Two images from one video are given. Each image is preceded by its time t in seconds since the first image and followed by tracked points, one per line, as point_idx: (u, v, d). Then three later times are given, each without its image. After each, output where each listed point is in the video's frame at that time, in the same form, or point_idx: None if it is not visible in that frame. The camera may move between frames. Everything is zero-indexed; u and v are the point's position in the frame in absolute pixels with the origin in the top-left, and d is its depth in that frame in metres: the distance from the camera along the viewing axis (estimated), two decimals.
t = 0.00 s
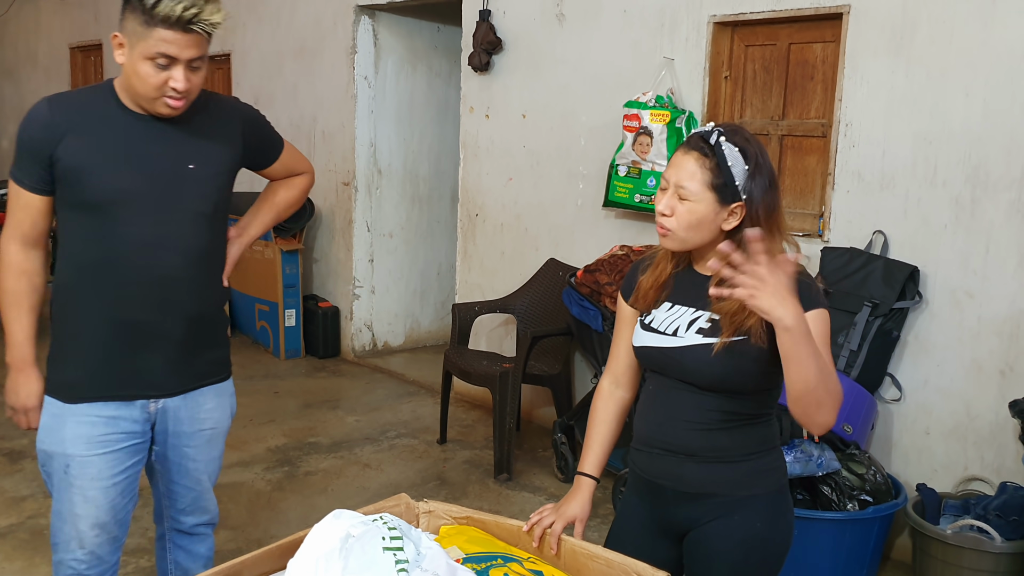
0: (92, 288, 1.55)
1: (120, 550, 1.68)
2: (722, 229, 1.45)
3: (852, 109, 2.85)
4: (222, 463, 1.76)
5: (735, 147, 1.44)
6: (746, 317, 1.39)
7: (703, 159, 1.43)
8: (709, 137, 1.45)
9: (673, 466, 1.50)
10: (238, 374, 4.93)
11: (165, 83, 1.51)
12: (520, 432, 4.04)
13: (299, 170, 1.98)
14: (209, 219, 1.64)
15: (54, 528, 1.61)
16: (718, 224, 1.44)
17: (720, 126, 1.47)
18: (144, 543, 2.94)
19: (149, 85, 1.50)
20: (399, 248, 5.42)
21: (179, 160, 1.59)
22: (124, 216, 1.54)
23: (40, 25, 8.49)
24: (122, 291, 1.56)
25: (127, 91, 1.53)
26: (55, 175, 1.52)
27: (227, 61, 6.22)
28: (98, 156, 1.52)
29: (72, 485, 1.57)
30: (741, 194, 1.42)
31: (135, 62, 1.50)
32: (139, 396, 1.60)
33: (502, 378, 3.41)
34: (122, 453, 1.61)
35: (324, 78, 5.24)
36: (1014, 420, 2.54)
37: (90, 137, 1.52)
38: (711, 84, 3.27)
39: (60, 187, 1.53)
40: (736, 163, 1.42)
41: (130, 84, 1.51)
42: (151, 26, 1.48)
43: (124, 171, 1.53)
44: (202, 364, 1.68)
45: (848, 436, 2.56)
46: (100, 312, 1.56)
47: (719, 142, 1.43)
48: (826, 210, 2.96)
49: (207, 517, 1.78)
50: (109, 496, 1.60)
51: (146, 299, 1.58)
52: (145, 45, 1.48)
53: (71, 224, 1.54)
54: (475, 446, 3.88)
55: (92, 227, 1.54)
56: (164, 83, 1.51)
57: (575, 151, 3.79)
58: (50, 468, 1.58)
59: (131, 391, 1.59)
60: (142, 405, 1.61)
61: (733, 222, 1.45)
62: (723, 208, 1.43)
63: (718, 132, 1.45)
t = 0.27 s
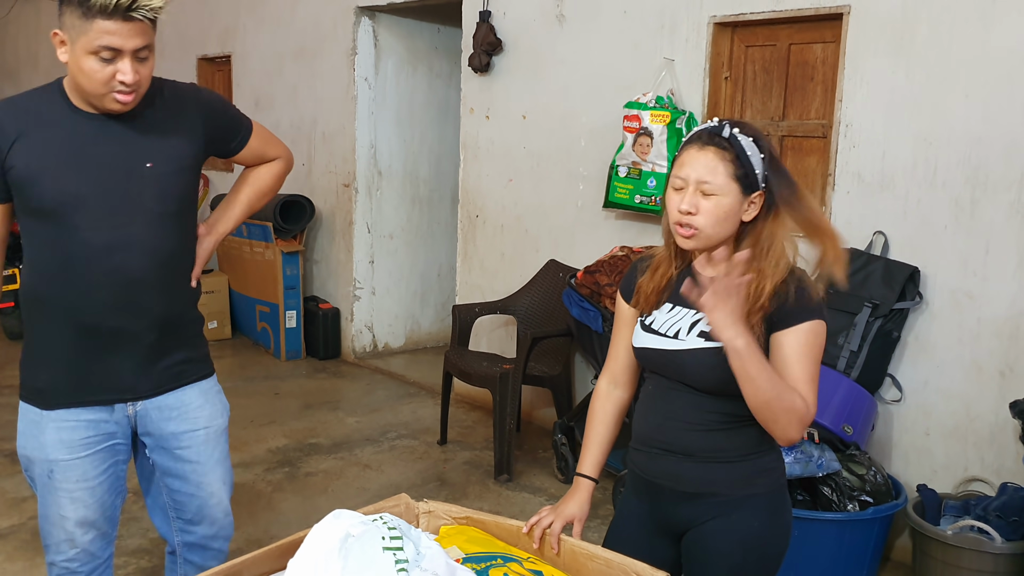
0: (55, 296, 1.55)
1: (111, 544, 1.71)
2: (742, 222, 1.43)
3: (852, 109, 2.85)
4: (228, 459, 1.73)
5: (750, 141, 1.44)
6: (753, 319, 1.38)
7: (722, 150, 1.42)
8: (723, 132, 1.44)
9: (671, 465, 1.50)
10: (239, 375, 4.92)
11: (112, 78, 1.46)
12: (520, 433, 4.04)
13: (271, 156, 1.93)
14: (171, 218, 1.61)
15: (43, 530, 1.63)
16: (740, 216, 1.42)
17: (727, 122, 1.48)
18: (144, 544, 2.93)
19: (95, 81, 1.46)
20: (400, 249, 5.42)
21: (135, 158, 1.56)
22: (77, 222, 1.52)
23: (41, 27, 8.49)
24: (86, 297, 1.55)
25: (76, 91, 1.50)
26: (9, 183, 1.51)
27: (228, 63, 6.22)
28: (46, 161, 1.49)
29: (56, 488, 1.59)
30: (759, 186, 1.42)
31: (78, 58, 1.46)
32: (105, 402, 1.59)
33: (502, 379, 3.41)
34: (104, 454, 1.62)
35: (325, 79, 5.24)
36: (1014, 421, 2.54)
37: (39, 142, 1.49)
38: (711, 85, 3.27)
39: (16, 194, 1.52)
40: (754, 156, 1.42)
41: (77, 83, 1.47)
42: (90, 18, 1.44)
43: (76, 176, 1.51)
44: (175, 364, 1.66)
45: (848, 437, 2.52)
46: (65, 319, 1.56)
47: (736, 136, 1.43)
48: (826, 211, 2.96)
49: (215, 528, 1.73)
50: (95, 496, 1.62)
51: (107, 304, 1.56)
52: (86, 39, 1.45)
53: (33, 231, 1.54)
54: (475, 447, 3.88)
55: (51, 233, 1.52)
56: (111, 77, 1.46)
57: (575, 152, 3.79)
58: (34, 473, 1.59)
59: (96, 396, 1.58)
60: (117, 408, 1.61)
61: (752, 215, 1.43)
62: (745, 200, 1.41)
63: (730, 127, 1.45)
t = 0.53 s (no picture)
0: (58, 300, 1.53)
1: (118, 543, 1.71)
2: (739, 218, 1.46)
3: (853, 111, 2.85)
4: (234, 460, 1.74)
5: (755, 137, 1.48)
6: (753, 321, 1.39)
7: (723, 143, 1.46)
8: (729, 125, 1.48)
9: (667, 465, 1.51)
10: (241, 377, 4.93)
11: (110, 80, 1.46)
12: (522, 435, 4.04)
13: (265, 147, 1.94)
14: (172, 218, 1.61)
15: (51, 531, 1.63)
16: (734, 209, 1.44)
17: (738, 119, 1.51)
18: (147, 546, 2.94)
19: (93, 83, 1.45)
20: (402, 251, 5.43)
21: (136, 159, 1.55)
22: (76, 225, 1.51)
23: (44, 30, 8.51)
24: (91, 301, 1.54)
25: (70, 94, 1.48)
26: (11, 189, 1.50)
27: (230, 66, 6.23)
28: (43, 167, 1.48)
29: (64, 492, 1.59)
30: (759, 181, 1.44)
31: (72, 62, 1.45)
32: (110, 405, 1.58)
33: (504, 381, 3.42)
34: (111, 458, 1.62)
35: (326, 82, 5.25)
36: (1016, 422, 2.54)
37: (38, 147, 1.48)
38: (713, 87, 3.27)
39: (17, 201, 1.51)
40: (755, 151, 1.45)
41: (73, 86, 1.46)
42: (84, 20, 1.43)
43: (75, 178, 1.49)
44: (178, 367, 1.65)
45: (849, 439, 2.52)
46: (68, 324, 1.55)
47: (739, 130, 1.46)
48: (828, 212, 2.96)
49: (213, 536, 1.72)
50: (102, 498, 1.62)
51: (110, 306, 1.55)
52: (82, 41, 1.44)
53: (36, 238, 1.53)
54: (477, 449, 3.88)
55: (54, 238, 1.52)
56: (109, 79, 1.46)
57: (576, 154, 3.79)
58: (42, 476, 1.60)
59: (100, 399, 1.58)
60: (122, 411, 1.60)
61: (750, 211, 1.45)
62: (740, 193, 1.44)
63: (739, 121, 1.49)
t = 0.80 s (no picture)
0: (86, 304, 1.50)
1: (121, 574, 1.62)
2: (740, 219, 1.46)
3: (852, 112, 2.86)
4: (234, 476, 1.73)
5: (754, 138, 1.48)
6: (751, 324, 1.39)
7: (723, 145, 1.46)
8: (730, 127, 1.48)
9: (663, 466, 1.51)
10: (242, 379, 4.93)
11: (152, 75, 1.45)
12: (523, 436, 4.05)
13: (295, 164, 1.93)
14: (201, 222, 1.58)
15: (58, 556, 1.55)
16: (737, 211, 1.45)
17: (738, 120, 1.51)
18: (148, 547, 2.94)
19: (137, 79, 1.44)
20: (402, 252, 5.43)
21: (170, 163, 1.53)
22: (108, 228, 1.48)
23: (45, 33, 8.53)
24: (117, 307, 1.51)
25: (110, 93, 1.47)
26: (40, 190, 1.46)
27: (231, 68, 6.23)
28: (77, 168, 1.45)
29: (81, 510, 1.52)
30: (759, 182, 1.45)
31: (116, 57, 1.44)
32: (137, 413, 1.54)
33: (504, 382, 3.42)
34: (131, 474, 1.57)
35: (327, 83, 5.25)
36: (1015, 423, 2.54)
37: (71, 147, 1.45)
38: (712, 88, 3.27)
39: (46, 202, 1.47)
40: (756, 152, 1.45)
41: (114, 82, 1.45)
42: (129, 14, 1.43)
43: (106, 180, 1.47)
44: (202, 377, 1.62)
45: (849, 439, 2.51)
46: (96, 330, 1.51)
47: (739, 131, 1.46)
48: (828, 213, 2.96)
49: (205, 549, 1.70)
50: (119, 518, 1.56)
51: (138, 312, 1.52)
52: (126, 36, 1.43)
53: (63, 241, 1.49)
54: (477, 450, 3.88)
55: (83, 241, 1.48)
56: (152, 76, 1.45)
57: (576, 155, 3.80)
58: (57, 493, 1.52)
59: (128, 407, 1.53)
60: (146, 422, 1.56)
61: (751, 211, 1.46)
62: (742, 195, 1.45)
63: (737, 122, 1.49)
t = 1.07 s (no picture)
0: (114, 301, 1.51)
1: None
2: (730, 217, 1.46)
3: (851, 112, 2.86)
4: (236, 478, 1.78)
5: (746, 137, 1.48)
6: (745, 326, 1.39)
7: (713, 143, 1.47)
8: (719, 125, 1.48)
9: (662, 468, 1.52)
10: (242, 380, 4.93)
11: (195, 89, 1.47)
12: (523, 437, 4.05)
13: (305, 179, 1.95)
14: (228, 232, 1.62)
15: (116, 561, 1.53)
16: (725, 210, 1.45)
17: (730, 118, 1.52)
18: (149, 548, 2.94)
19: (178, 88, 1.46)
20: (402, 253, 5.44)
21: (203, 170, 1.56)
22: (140, 227, 1.50)
23: (45, 35, 8.55)
24: (145, 309, 1.52)
25: (150, 95, 1.49)
26: (72, 188, 1.47)
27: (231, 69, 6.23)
28: (112, 167, 1.47)
29: (137, 505, 1.52)
30: (748, 180, 1.45)
31: (164, 64, 1.46)
32: (165, 412, 1.57)
33: (504, 383, 3.43)
34: (174, 466, 1.59)
35: (327, 85, 5.26)
36: (1015, 423, 2.54)
37: (108, 148, 1.47)
38: (712, 89, 3.28)
39: (77, 199, 1.48)
40: (745, 150, 1.45)
41: (157, 88, 1.48)
42: (186, 26, 1.44)
43: (141, 183, 1.49)
44: (220, 381, 1.66)
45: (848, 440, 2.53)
46: (122, 327, 1.52)
47: (731, 130, 1.47)
48: (827, 213, 2.96)
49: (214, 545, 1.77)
50: (175, 512, 1.57)
51: (164, 313, 1.54)
52: (177, 46, 1.45)
53: (90, 239, 1.49)
54: (477, 451, 3.89)
55: (113, 241, 1.49)
56: (195, 88, 1.47)
57: (576, 156, 3.80)
58: (106, 491, 1.52)
59: (158, 406, 1.55)
60: (175, 418, 1.59)
61: (740, 210, 1.46)
62: (730, 194, 1.45)
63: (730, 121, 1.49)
